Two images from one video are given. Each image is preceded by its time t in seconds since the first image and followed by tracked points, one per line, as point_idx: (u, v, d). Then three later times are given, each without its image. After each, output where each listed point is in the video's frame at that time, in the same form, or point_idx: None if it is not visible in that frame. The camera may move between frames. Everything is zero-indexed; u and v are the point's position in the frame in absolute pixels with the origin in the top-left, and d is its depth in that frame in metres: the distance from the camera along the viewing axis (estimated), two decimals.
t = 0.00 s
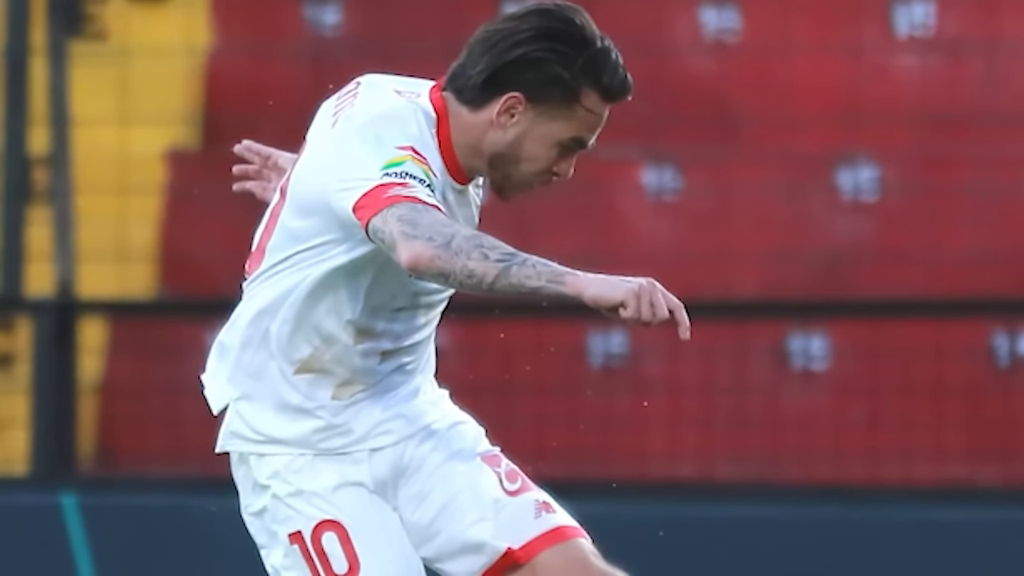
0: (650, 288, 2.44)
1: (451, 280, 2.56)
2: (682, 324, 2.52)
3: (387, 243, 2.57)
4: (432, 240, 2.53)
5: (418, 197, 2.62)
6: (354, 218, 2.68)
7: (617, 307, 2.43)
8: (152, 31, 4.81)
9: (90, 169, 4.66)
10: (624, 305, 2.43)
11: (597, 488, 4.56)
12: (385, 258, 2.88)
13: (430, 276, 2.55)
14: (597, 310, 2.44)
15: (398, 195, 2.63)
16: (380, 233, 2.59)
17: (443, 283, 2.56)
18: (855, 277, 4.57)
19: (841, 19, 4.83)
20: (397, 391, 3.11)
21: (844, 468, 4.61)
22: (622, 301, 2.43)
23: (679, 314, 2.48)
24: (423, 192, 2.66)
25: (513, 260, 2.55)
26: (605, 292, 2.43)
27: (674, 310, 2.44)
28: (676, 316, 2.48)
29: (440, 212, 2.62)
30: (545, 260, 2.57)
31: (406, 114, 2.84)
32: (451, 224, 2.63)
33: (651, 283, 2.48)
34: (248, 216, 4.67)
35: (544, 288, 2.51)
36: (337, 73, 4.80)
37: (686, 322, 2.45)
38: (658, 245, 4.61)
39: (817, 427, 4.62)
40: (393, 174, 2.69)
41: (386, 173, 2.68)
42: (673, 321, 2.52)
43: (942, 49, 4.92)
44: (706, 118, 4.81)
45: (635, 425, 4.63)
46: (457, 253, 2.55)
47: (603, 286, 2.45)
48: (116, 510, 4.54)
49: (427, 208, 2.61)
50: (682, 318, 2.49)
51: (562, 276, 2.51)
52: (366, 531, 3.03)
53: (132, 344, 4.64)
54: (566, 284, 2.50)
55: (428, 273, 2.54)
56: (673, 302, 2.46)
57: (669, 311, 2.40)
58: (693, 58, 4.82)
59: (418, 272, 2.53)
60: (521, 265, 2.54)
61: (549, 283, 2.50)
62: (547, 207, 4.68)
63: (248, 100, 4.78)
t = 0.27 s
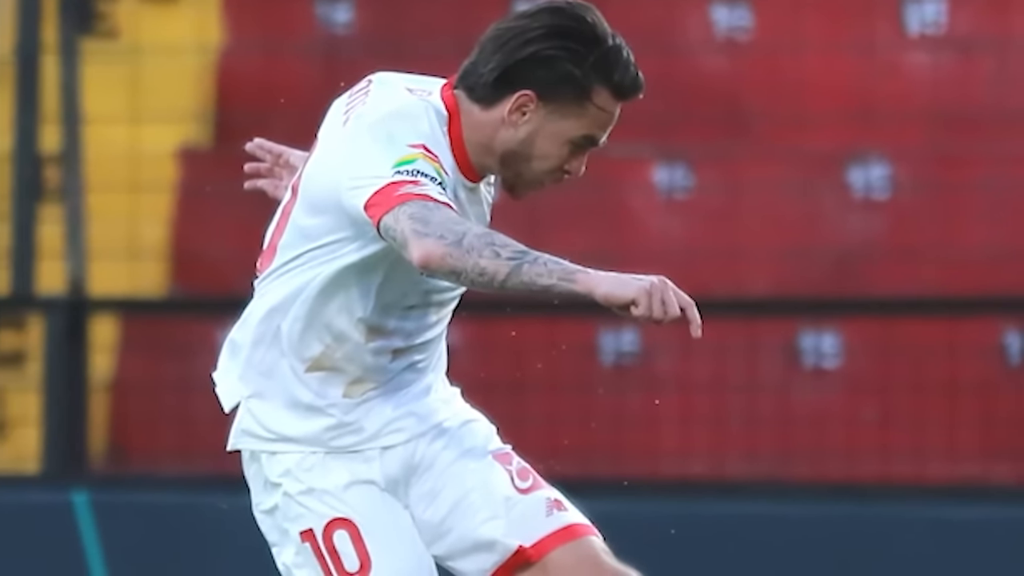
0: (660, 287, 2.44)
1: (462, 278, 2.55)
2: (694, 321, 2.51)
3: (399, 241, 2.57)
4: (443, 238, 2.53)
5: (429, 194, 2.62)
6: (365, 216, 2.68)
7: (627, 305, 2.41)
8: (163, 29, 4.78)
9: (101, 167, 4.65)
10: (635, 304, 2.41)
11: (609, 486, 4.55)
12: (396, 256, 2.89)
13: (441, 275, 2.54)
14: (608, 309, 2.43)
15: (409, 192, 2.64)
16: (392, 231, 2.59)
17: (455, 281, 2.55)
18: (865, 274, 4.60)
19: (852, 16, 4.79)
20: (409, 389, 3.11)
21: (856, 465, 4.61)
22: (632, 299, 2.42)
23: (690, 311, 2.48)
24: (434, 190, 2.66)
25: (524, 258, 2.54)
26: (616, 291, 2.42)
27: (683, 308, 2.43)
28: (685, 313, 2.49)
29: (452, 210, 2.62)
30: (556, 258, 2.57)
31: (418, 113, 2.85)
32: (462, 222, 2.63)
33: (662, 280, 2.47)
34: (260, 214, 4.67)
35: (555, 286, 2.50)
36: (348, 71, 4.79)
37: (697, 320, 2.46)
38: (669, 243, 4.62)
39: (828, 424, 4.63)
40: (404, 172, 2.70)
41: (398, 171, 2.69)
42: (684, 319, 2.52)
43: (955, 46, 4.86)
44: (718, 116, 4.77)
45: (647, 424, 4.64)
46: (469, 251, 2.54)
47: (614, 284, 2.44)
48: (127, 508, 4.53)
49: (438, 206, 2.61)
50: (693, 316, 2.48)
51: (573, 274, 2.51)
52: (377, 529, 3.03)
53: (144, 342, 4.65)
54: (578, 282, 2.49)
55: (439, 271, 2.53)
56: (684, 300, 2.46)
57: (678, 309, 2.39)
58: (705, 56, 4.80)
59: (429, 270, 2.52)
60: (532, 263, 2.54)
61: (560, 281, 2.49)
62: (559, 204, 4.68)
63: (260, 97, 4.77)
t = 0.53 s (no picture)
0: (671, 284, 2.42)
1: (473, 276, 2.55)
2: (705, 319, 2.50)
3: (410, 239, 2.57)
4: (455, 236, 2.53)
5: (441, 193, 2.62)
6: (377, 214, 2.67)
7: (639, 303, 2.41)
8: (174, 26, 4.79)
9: (113, 164, 4.66)
10: (646, 302, 2.41)
11: (620, 483, 4.55)
12: (408, 255, 2.88)
13: (453, 272, 2.54)
14: (619, 307, 2.43)
15: (421, 190, 2.64)
16: (404, 229, 2.59)
17: (466, 279, 2.55)
18: (877, 272, 4.59)
19: (864, 13, 4.76)
20: (420, 387, 3.11)
21: (867, 462, 4.60)
22: (643, 297, 2.41)
23: (702, 309, 2.45)
24: (446, 188, 2.65)
25: (535, 256, 2.53)
26: (627, 289, 2.41)
27: (695, 305, 2.42)
28: (698, 312, 2.45)
29: (463, 208, 2.62)
30: (568, 256, 2.55)
31: (429, 111, 2.84)
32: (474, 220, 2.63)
33: (674, 278, 2.46)
34: (272, 213, 4.69)
35: (567, 284, 2.49)
36: (359, 68, 4.80)
37: (709, 318, 2.42)
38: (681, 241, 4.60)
39: (840, 422, 4.61)
40: (416, 170, 2.69)
41: (409, 169, 2.68)
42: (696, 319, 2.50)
43: (965, 44, 4.83)
44: (731, 113, 4.74)
45: (658, 420, 4.63)
46: (480, 249, 2.54)
47: (625, 282, 2.43)
48: (139, 506, 4.54)
49: (449, 204, 2.61)
50: (705, 314, 2.46)
51: (585, 273, 2.50)
52: (388, 528, 3.04)
53: (154, 340, 4.63)
54: (589, 280, 2.48)
55: (451, 268, 2.54)
56: (696, 298, 2.44)
57: (689, 307, 2.38)
58: (716, 52, 4.81)
59: (440, 267, 2.53)
60: (544, 262, 2.52)
61: (572, 279, 2.49)
62: (571, 202, 4.69)
63: (274, 95, 4.81)
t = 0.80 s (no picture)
0: (683, 282, 2.42)
1: (484, 274, 2.54)
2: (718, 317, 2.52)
3: (422, 237, 2.58)
4: (466, 233, 2.53)
5: (452, 191, 2.62)
6: (389, 212, 2.68)
7: (650, 301, 2.41)
8: (187, 25, 4.80)
9: (126, 162, 4.66)
10: (657, 299, 2.41)
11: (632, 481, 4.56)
12: (419, 252, 2.88)
13: (464, 270, 2.54)
14: (631, 304, 2.44)
15: (432, 188, 2.64)
16: (415, 227, 2.60)
17: (477, 277, 2.55)
18: (888, 270, 4.58)
19: (875, 9, 4.76)
20: (432, 385, 3.10)
21: (879, 460, 4.61)
22: (655, 295, 2.41)
23: (713, 307, 2.48)
24: (457, 187, 2.66)
25: (546, 253, 2.54)
26: (638, 286, 2.42)
27: (706, 304, 2.41)
28: (708, 308, 2.48)
29: (474, 207, 2.62)
30: (579, 254, 2.55)
31: (441, 108, 2.84)
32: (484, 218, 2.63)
33: (686, 277, 2.46)
34: (284, 212, 4.67)
35: (578, 281, 2.50)
36: (370, 63, 4.76)
37: (720, 314, 2.46)
38: (693, 238, 4.58)
39: (851, 419, 4.61)
40: (427, 168, 2.68)
41: (420, 166, 2.68)
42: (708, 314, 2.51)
43: (976, 41, 4.82)
44: (742, 110, 4.76)
45: (669, 417, 4.62)
46: (491, 247, 2.54)
47: (637, 279, 2.44)
48: (151, 504, 4.54)
49: (460, 202, 2.61)
50: (715, 311, 2.49)
51: (596, 269, 2.50)
52: (399, 526, 3.02)
53: (166, 338, 4.63)
54: (600, 278, 2.48)
55: (462, 267, 2.54)
56: (707, 297, 2.44)
57: (701, 305, 2.38)
58: (728, 50, 4.81)
59: (452, 265, 2.53)
60: (555, 259, 2.53)
61: (583, 277, 2.50)
62: (582, 200, 4.68)
63: (285, 93, 4.77)
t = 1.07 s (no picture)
0: (694, 280, 2.48)
1: (496, 271, 2.60)
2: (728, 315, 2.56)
3: (433, 234, 2.63)
4: (477, 231, 2.59)
5: (463, 188, 2.68)
6: (400, 209, 2.73)
7: (662, 298, 2.47)
8: (196, 21, 4.62)
9: (137, 160, 4.61)
10: (669, 297, 2.47)
11: (643, 479, 4.60)
12: (429, 251, 2.92)
13: (476, 267, 2.60)
14: (642, 302, 2.49)
15: (444, 185, 2.69)
16: (426, 224, 2.65)
17: (490, 274, 2.60)
18: (896, 267, 4.61)
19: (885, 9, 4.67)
20: (443, 382, 3.14)
21: (890, 458, 4.61)
22: (666, 292, 2.47)
23: (724, 303, 2.52)
24: (468, 183, 2.71)
25: (557, 251, 2.59)
26: (649, 284, 2.48)
27: (717, 301, 2.47)
28: (721, 305, 2.52)
29: (486, 204, 2.67)
30: (590, 252, 2.60)
31: (452, 106, 2.90)
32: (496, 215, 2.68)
33: (697, 273, 2.51)
34: (295, 210, 4.58)
35: (590, 279, 2.55)
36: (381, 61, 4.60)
37: (732, 310, 2.51)
38: (702, 236, 4.61)
39: (862, 418, 4.61)
40: (438, 166, 2.74)
41: (432, 164, 2.73)
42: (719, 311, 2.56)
43: (988, 39, 4.69)
44: (752, 108, 4.65)
45: (681, 415, 4.62)
46: (503, 245, 2.59)
47: (648, 278, 2.49)
48: (161, 501, 4.55)
49: (472, 199, 2.67)
50: (727, 306, 2.55)
51: (607, 268, 2.55)
52: (411, 523, 3.05)
53: (177, 336, 4.61)
54: (611, 276, 2.54)
55: (474, 264, 2.59)
56: (718, 293, 2.50)
57: (711, 303, 2.44)
58: (738, 49, 4.68)
59: (464, 263, 2.58)
60: (566, 258, 2.58)
61: (594, 275, 2.54)
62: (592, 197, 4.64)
63: (291, 90, 4.61)
